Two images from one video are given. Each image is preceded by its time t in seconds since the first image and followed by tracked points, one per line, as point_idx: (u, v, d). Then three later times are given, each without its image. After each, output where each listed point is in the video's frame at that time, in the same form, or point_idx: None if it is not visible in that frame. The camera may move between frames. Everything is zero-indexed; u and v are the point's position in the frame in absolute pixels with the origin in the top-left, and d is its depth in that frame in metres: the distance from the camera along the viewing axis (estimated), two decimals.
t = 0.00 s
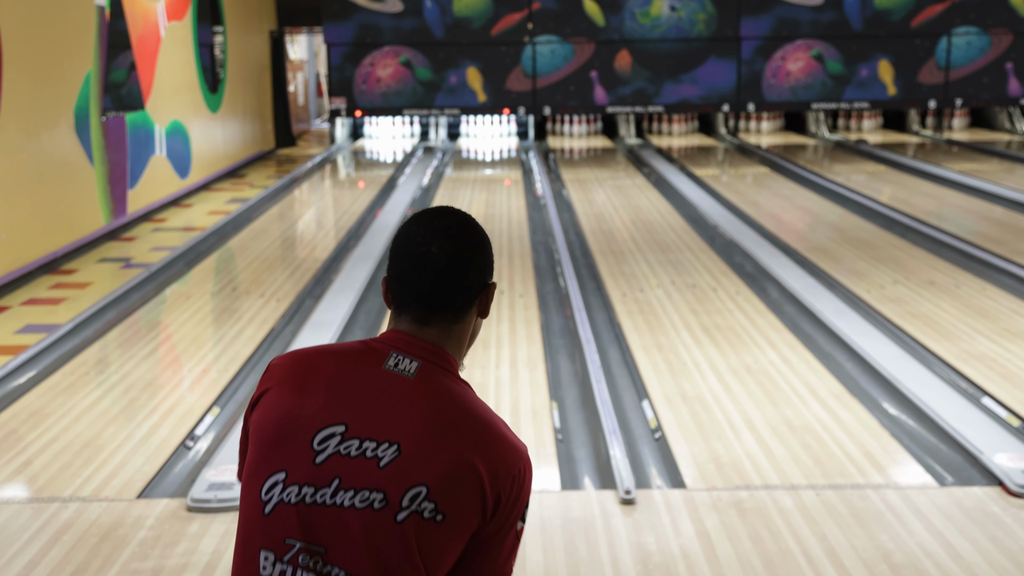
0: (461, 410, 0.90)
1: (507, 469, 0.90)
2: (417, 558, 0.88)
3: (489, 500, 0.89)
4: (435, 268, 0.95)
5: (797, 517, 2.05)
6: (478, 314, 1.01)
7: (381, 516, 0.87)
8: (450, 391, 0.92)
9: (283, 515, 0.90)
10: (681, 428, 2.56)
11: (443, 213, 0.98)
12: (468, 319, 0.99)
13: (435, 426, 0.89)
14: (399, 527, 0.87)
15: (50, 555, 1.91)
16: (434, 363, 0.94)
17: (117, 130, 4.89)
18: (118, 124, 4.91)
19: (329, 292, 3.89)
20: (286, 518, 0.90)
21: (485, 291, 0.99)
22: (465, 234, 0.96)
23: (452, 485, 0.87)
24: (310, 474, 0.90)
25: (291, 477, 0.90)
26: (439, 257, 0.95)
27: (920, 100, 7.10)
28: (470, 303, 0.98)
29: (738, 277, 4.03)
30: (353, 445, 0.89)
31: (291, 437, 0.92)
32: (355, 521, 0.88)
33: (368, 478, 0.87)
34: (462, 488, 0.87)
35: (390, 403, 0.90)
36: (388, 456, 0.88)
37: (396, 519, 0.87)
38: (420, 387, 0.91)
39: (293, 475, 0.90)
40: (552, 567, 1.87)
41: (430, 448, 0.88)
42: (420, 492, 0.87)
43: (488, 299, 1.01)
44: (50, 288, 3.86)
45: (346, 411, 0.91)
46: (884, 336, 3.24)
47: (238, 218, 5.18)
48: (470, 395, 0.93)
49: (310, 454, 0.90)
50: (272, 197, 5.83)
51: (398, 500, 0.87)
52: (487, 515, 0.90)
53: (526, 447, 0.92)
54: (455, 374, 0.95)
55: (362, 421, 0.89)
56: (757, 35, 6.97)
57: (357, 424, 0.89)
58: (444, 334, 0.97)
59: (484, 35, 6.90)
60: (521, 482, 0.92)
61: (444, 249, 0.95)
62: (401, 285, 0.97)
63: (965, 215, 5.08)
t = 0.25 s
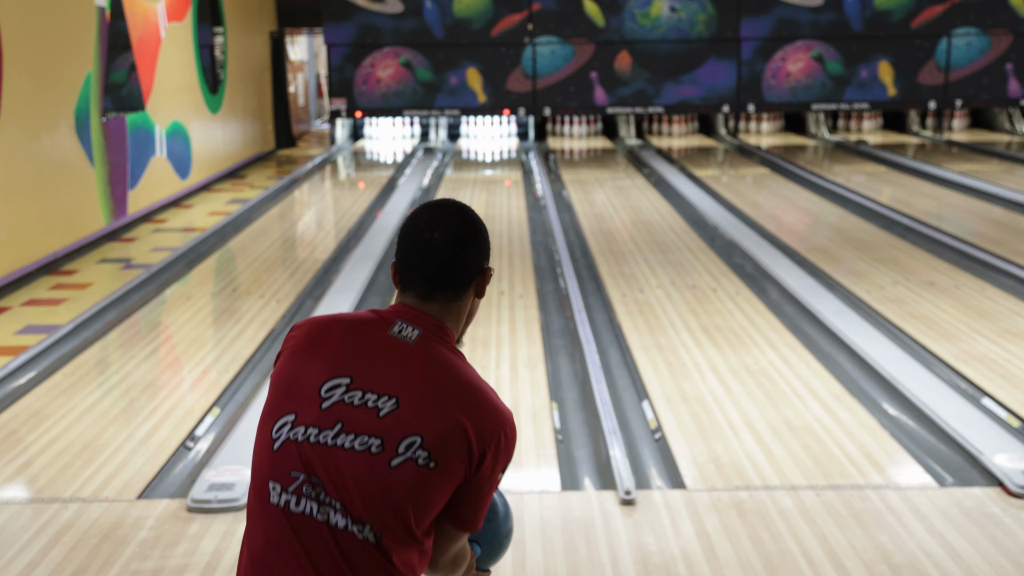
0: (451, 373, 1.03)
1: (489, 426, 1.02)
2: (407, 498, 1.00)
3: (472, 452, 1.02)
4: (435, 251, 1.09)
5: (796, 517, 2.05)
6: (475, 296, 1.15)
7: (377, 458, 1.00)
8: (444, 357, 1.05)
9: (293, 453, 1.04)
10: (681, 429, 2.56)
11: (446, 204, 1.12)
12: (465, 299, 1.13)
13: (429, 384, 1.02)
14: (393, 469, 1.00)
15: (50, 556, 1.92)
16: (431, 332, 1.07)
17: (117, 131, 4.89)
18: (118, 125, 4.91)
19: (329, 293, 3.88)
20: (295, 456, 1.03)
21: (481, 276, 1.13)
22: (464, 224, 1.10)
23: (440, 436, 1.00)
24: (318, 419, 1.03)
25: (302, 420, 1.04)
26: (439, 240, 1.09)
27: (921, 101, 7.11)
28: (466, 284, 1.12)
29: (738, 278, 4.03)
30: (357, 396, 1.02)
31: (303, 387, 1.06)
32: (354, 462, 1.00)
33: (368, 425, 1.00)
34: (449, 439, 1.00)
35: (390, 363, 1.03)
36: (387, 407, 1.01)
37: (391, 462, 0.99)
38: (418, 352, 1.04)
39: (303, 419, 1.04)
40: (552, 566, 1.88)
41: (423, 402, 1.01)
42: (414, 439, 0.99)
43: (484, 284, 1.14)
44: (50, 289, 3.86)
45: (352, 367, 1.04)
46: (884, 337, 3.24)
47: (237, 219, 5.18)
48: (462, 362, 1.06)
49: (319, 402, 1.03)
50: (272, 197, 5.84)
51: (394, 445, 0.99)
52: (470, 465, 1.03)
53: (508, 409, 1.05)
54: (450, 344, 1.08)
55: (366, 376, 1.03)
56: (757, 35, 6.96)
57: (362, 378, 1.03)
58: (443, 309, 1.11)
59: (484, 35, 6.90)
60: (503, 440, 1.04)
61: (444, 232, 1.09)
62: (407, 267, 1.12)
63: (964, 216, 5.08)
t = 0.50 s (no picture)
0: (453, 348, 1.11)
1: (483, 397, 1.10)
2: (404, 456, 1.06)
3: (467, 420, 1.09)
4: (438, 248, 1.16)
5: (798, 519, 2.04)
6: (474, 286, 1.21)
7: (381, 419, 1.06)
8: (448, 334, 1.12)
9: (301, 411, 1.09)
10: (682, 431, 2.54)
11: (449, 204, 1.18)
12: (466, 288, 1.19)
13: (432, 355, 1.09)
14: (393, 429, 1.06)
15: (49, 559, 1.90)
16: (436, 311, 1.14)
17: (116, 132, 4.88)
18: (117, 126, 4.90)
19: (328, 294, 3.87)
20: (303, 415, 1.09)
21: (480, 267, 1.19)
22: (468, 224, 1.17)
23: (439, 402, 1.07)
24: (328, 382, 1.09)
25: (313, 382, 1.10)
26: (444, 237, 1.15)
27: (923, 102, 7.12)
28: (467, 275, 1.18)
29: (739, 280, 4.02)
30: (366, 363, 1.09)
31: (317, 356, 1.12)
32: (357, 421, 1.06)
33: (374, 388, 1.07)
34: (447, 406, 1.07)
35: (399, 335, 1.11)
36: (393, 373, 1.08)
37: (392, 423, 1.06)
38: (425, 328, 1.11)
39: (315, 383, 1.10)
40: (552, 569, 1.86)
41: (426, 371, 1.08)
42: (414, 403, 1.06)
43: (484, 274, 1.21)
44: (49, 291, 3.85)
45: (363, 337, 1.11)
46: (886, 339, 3.23)
47: (237, 220, 5.16)
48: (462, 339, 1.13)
49: (331, 367, 1.10)
50: (271, 199, 5.82)
51: (396, 408, 1.06)
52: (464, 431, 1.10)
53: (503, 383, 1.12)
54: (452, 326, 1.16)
55: (376, 347, 1.10)
56: (758, 36, 6.96)
57: (371, 347, 1.10)
58: (447, 297, 1.17)
59: (484, 36, 6.92)
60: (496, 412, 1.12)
61: (448, 231, 1.15)
62: (413, 261, 1.18)
63: (966, 217, 5.07)
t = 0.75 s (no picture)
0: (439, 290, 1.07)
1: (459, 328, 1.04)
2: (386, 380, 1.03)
3: (449, 342, 1.03)
4: (437, 230, 1.13)
5: (800, 523, 2.02)
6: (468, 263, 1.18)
7: (369, 345, 1.05)
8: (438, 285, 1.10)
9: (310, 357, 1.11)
10: (683, 434, 2.53)
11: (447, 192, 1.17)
12: (459, 263, 1.16)
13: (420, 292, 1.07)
14: (380, 354, 1.03)
15: (47, 563, 1.89)
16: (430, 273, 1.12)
17: (116, 134, 4.88)
18: (117, 129, 4.90)
19: (328, 297, 3.86)
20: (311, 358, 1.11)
21: (472, 246, 1.16)
22: (465, 208, 1.15)
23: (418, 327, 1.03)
24: (330, 327, 1.10)
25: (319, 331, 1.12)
26: (439, 216, 1.13)
27: (924, 104, 7.17)
28: (461, 251, 1.15)
29: (740, 282, 4.01)
30: (361, 305, 1.09)
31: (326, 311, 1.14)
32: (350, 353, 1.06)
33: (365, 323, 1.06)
34: (429, 329, 1.03)
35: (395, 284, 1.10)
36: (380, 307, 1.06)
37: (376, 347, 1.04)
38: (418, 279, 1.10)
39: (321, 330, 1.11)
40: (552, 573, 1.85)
41: (410, 303, 1.05)
42: (395, 327, 1.04)
43: (476, 253, 1.18)
44: (48, 294, 3.84)
45: (363, 288, 1.11)
46: (888, 342, 3.21)
47: (236, 223, 5.15)
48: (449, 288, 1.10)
49: (333, 315, 1.11)
50: (271, 201, 5.82)
51: (380, 334, 1.04)
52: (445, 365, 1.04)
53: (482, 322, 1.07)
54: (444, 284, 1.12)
55: (369, 295, 1.10)
56: (760, 38, 7.03)
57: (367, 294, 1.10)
58: (443, 268, 1.14)
59: (485, 38, 6.93)
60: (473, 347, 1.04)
61: (444, 212, 1.13)
62: (412, 241, 1.16)
63: (968, 219, 5.05)
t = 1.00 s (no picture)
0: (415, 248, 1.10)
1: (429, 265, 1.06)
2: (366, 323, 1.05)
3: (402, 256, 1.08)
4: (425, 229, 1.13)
5: (800, 524, 2.02)
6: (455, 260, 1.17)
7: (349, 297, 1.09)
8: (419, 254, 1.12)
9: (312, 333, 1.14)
10: (683, 435, 2.53)
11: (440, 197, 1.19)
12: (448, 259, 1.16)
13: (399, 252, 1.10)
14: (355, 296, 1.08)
15: (47, 564, 1.88)
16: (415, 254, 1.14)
17: (116, 135, 4.88)
18: (117, 130, 4.90)
19: (328, 298, 3.86)
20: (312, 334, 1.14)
21: (458, 245, 1.16)
22: (454, 211, 1.15)
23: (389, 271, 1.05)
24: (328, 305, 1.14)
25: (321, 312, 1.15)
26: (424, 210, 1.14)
27: (925, 105, 7.17)
28: (451, 249, 1.15)
29: (740, 283, 4.01)
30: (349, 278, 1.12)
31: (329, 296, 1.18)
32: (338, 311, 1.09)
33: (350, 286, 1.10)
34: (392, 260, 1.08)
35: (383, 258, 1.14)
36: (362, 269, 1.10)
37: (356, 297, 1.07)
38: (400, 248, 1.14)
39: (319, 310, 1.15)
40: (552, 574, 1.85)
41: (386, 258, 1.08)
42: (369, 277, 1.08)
43: (463, 253, 1.18)
44: (48, 295, 3.84)
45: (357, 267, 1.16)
46: (888, 343, 3.21)
47: (236, 224, 5.15)
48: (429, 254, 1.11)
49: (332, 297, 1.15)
50: (271, 202, 5.82)
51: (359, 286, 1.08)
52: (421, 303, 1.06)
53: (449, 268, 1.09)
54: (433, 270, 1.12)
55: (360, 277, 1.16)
56: (760, 40, 7.03)
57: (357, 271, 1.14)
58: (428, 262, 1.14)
59: (485, 40, 6.94)
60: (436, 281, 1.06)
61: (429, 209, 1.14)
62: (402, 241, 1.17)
63: (968, 221, 5.05)
